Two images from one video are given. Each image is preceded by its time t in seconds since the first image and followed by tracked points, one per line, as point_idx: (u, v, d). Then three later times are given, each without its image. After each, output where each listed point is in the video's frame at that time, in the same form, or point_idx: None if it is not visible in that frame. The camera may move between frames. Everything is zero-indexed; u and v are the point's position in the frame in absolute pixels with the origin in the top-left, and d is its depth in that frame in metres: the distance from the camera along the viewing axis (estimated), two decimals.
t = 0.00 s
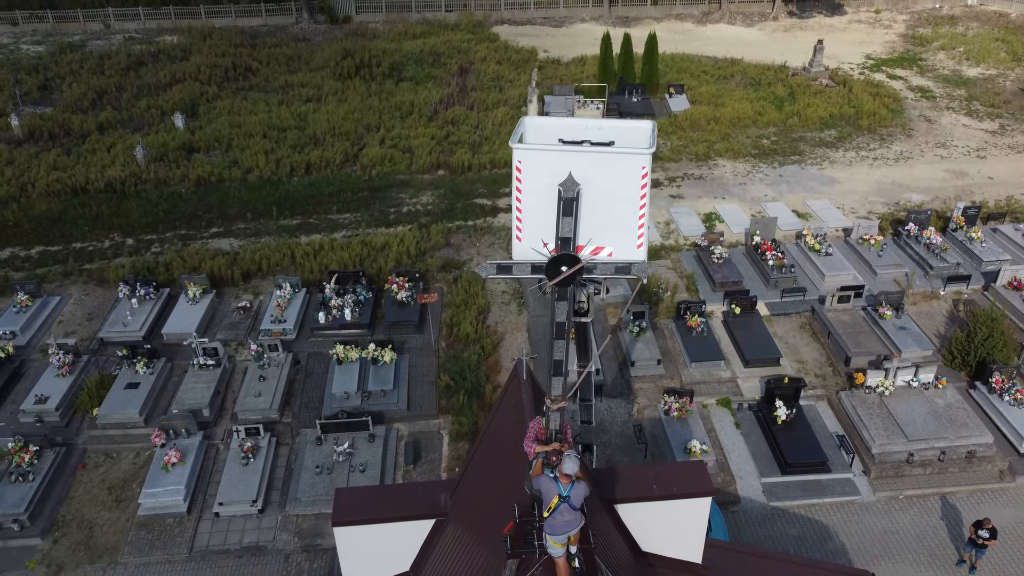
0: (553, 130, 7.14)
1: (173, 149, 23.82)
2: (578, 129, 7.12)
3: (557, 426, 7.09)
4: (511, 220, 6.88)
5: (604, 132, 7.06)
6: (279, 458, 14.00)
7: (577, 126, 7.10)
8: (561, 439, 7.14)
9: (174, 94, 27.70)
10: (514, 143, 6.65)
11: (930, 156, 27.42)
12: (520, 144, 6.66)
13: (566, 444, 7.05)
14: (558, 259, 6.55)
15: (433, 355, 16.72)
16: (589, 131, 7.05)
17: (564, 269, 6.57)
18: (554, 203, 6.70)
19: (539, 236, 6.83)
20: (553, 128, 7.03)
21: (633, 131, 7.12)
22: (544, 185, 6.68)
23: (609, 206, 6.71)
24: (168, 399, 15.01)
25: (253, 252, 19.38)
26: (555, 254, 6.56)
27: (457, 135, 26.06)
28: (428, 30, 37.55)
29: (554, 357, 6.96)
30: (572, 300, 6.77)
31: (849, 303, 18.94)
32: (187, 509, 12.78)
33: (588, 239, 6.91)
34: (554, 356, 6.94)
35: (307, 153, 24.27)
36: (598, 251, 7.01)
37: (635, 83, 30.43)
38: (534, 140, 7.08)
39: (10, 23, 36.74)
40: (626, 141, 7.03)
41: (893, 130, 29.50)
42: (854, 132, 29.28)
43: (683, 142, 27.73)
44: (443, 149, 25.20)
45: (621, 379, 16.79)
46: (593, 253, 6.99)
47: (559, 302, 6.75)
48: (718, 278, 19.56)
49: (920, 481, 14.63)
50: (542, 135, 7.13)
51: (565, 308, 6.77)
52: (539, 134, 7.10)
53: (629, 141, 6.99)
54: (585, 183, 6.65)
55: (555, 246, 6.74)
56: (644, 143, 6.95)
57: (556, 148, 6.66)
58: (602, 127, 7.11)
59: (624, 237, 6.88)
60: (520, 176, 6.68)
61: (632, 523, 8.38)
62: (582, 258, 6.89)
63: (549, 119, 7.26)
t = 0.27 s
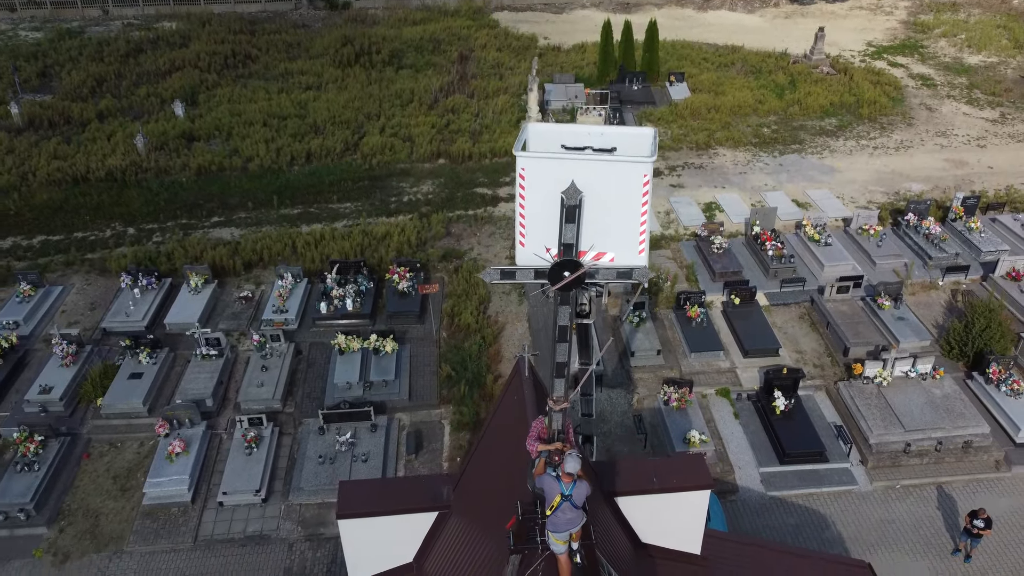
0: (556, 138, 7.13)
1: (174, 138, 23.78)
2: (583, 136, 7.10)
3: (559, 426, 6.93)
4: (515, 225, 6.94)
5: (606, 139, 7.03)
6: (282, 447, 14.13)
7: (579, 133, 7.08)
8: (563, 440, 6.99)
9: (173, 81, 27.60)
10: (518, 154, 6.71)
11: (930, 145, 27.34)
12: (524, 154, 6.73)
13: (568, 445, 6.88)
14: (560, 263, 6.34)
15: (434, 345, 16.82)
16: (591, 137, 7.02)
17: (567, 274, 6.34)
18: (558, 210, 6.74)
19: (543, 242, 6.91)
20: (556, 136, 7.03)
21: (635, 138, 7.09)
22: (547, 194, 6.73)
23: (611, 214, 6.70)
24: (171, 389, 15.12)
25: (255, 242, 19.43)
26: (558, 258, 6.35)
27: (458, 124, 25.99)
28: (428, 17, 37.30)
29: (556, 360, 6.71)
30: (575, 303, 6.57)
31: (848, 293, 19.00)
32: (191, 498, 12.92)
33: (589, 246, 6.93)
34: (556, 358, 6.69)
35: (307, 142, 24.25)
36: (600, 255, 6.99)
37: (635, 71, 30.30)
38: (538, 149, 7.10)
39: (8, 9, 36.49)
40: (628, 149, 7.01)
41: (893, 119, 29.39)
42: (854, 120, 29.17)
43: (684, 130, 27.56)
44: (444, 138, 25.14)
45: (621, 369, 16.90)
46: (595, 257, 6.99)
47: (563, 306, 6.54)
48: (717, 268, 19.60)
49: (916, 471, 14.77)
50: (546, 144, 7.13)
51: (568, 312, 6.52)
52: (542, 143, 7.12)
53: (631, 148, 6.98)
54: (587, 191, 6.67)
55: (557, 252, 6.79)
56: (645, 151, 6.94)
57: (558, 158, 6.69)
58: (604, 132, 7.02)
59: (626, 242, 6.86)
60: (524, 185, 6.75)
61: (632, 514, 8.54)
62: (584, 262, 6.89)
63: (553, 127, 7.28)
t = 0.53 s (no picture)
0: (560, 141, 6.81)
1: (175, 128, 23.76)
2: (586, 140, 6.80)
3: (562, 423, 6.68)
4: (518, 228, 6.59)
5: (611, 143, 6.69)
6: (285, 438, 14.24)
7: (583, 135, 6.75)
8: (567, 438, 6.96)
9: (173, 70, 27.52)
10: (522, 156, 6.34)
11: (931, 135, 27.25)
12: (528, 157, 6.35)
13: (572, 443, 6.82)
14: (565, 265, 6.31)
15: (436, 336, 16.89)
16: (595, 141, 6.70)
17: (571, 277, 6.31)
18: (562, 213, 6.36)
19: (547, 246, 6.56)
20: (560, 137, 6.77)
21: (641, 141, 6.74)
22: (551, 199, 6.36)
23: (616, 220, 6.35)
24: (175, 380, 15.22)
25: (257, 233, 19.47)
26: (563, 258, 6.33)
27: (458, 114, 25.93)
28: (428, 5, 37.09)
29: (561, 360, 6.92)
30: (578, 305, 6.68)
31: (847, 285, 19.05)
32: (195, 489, 13.03)
33: (594, 249, 6.56)
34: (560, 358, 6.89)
35: (308, 132, 24.22)
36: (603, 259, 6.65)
37: (636, 60, 30.18)
38: (541, 152, 6.74)
39: None
40: (633, 153, 6.62)
41: (894, 108, 29.26)
42: (855, 110, 29.07)
43: (685, 120, 27.43)
44: (444, 128, 25.09)
45: (622, 360, 16.97)
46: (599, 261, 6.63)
47: (567, 307, 6.67)
48: (718, 259, 19.63)
49: (914, 462, 14.88)
50: (550, 145, 6.79)
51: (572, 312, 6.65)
52: (546, 146, 6.78)
53: (636, 153, 6.60)
54: (592, 197, 6.31)
55: (561, 256, 6.44)
56: (650, 156, 6.53)
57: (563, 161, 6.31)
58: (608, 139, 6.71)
59: (630, 246, 6.53)
60: (527, 189, 6.36)
61: (633, 507, 8.67)
62: (587, 266, 6.56)
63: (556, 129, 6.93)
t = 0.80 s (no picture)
0: (565, 145, 6.80)
1: (176, 116, 23.72)
2: (591, 144, 6.79)
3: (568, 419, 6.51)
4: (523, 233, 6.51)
5: (614, 147, 6.70)
6: (289, 428, 14.36)
7: (587, 140, 6.77)
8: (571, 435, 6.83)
9: (174, 58, 27.42)
10: (529, 161, 6.30)
11: (932, 123, 27.12)
12: (534, 162, 6.32)
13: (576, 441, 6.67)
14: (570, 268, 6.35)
15: (438, 326, 16.96)
16: (600, 145, 6.70)
17: (575, 281, 6.37)
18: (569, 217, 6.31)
19: (552, 250, 6.50)
20: (565, 143, 6.75)
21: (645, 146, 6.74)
22: (558, 203, 6.30)
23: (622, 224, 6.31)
24: (179, 370, 15.33)
25: (259, 222, 19.50)
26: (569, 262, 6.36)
27: (459, 102, 25.86)
28: None
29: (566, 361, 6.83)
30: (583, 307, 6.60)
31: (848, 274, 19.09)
32: (201, 478, 13.17)
33: (599, 252, 6.50)
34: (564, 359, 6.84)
35: (310, 120, 24.19)
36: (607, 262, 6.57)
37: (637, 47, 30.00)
38: (546, 157, 6.71)
39: None
40: (637, 158, 6.62)
41: (896, 96, 29.11)
42: (857, 98, 28.93)
43: (686, 108, 27.26)
44: (445, 116, 25.03)
45: (623, 350, 17.04)
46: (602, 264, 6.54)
47: (572, 309, 6.58)
48: (719, 249, 19.64)
49: (913, 451, 15.00)
50: (554, 150, 6.78)
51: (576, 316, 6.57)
52: (550, 151, 6.77)
53: (640, 159, 6.61)
54: (598, 202, 6.28)
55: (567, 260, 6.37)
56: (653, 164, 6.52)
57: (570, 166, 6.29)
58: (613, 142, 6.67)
59: (635, 250, 6.46)
60: (533, 194, 6.32)
61: (633, 498, 8.81)
62: (592, 269, 6.52)
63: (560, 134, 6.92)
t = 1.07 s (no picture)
0: (566, 149, 6.79)
1: (176, 104, 23.68)
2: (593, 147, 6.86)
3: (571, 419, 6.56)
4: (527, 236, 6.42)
5: (616, 150, 6.73)
6: (292, 417, 14.48)
7: (589, 143, 6.79)
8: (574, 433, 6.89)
9: (174, 46, 27.31)
10: (532, 167, 6.21)
11: (932, 111, 26.97)
12: (537, 167, 6.23)
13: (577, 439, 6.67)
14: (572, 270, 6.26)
15: (439, 315, 17.03)
16: (601, 148, 6.74)
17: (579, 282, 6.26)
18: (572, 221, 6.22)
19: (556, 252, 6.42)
20: (567, 145, 6.75)
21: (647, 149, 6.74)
22: (562, 208, 6.20)
23: (625, 227, 6.23)
24: (182, 359, 15.45)
25: (260, 211, 19.53)
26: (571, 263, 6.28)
27: (460, 90, 25.79)
28: None
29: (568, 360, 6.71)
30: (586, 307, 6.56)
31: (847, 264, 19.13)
32: (205, 466, 13.30)
33: (601, 254, 6.41)
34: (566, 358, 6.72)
35: (310, 109, 24.16)
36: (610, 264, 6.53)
37: (637, 35, 29.84)
38: (549, 161, 6.73)
39: None
40: (639, 162, 6.66)
41: (897, 84, 28.97)
42: (857, 86, 28.80)
43: (687, 96, 27.13)
44: (445, 105, 24.97)
45: (623, 340, 17.12)
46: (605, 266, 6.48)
47: (574, 310, 6.56)
48: (719, 238, 19.65)
49: (910, 440, 15.13)
50: (557, 154, 6.79)
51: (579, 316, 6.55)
52: (553, 155, 6.80)
53: (642, 162, 6.65)
54: (602, 207, 6.19)
55: (571, 262, 6.37)
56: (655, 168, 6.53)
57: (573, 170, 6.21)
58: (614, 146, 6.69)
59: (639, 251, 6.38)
60: (537, 199, 6.23)
61: (634, 488, 8.96)
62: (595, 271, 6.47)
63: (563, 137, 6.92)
